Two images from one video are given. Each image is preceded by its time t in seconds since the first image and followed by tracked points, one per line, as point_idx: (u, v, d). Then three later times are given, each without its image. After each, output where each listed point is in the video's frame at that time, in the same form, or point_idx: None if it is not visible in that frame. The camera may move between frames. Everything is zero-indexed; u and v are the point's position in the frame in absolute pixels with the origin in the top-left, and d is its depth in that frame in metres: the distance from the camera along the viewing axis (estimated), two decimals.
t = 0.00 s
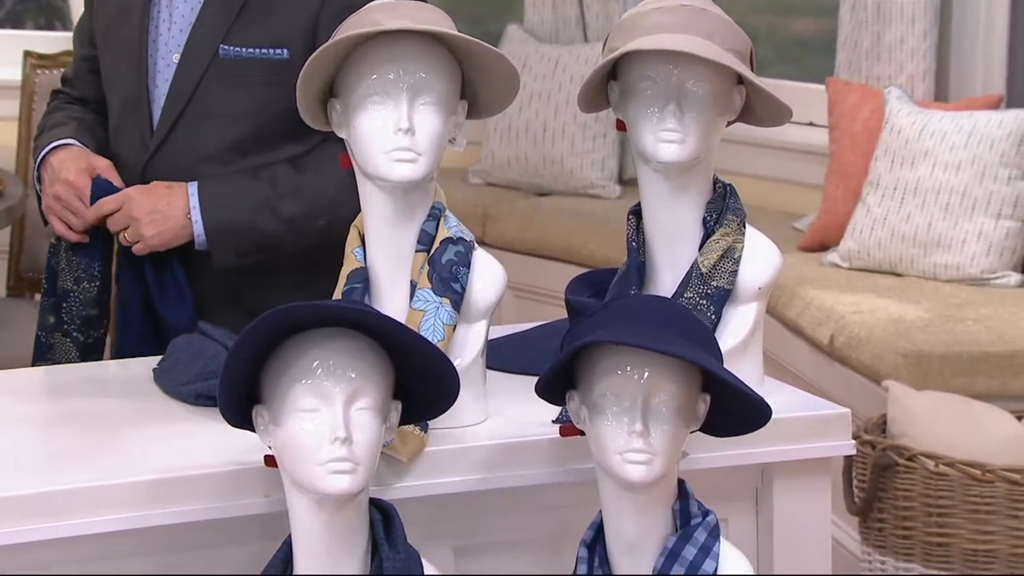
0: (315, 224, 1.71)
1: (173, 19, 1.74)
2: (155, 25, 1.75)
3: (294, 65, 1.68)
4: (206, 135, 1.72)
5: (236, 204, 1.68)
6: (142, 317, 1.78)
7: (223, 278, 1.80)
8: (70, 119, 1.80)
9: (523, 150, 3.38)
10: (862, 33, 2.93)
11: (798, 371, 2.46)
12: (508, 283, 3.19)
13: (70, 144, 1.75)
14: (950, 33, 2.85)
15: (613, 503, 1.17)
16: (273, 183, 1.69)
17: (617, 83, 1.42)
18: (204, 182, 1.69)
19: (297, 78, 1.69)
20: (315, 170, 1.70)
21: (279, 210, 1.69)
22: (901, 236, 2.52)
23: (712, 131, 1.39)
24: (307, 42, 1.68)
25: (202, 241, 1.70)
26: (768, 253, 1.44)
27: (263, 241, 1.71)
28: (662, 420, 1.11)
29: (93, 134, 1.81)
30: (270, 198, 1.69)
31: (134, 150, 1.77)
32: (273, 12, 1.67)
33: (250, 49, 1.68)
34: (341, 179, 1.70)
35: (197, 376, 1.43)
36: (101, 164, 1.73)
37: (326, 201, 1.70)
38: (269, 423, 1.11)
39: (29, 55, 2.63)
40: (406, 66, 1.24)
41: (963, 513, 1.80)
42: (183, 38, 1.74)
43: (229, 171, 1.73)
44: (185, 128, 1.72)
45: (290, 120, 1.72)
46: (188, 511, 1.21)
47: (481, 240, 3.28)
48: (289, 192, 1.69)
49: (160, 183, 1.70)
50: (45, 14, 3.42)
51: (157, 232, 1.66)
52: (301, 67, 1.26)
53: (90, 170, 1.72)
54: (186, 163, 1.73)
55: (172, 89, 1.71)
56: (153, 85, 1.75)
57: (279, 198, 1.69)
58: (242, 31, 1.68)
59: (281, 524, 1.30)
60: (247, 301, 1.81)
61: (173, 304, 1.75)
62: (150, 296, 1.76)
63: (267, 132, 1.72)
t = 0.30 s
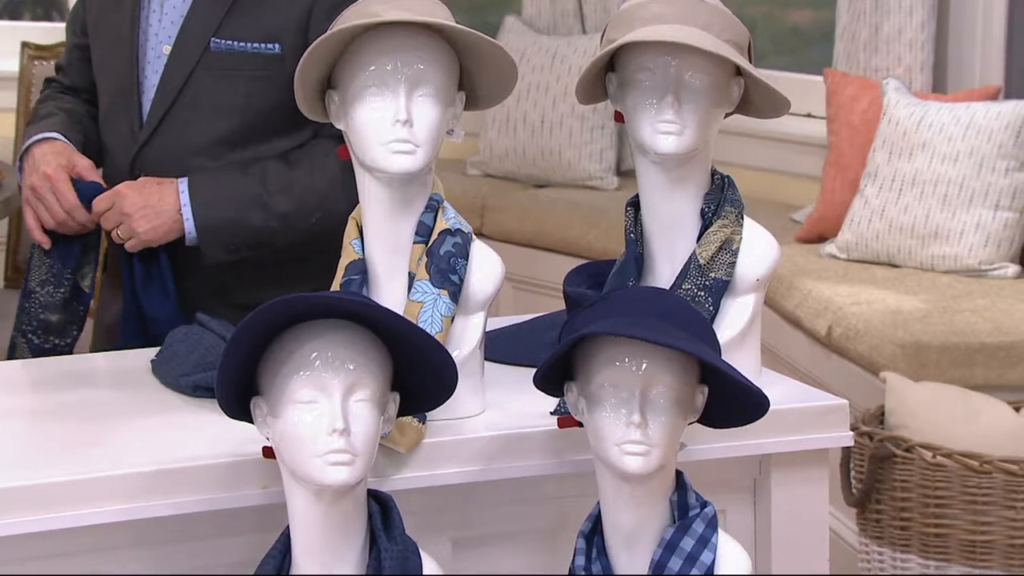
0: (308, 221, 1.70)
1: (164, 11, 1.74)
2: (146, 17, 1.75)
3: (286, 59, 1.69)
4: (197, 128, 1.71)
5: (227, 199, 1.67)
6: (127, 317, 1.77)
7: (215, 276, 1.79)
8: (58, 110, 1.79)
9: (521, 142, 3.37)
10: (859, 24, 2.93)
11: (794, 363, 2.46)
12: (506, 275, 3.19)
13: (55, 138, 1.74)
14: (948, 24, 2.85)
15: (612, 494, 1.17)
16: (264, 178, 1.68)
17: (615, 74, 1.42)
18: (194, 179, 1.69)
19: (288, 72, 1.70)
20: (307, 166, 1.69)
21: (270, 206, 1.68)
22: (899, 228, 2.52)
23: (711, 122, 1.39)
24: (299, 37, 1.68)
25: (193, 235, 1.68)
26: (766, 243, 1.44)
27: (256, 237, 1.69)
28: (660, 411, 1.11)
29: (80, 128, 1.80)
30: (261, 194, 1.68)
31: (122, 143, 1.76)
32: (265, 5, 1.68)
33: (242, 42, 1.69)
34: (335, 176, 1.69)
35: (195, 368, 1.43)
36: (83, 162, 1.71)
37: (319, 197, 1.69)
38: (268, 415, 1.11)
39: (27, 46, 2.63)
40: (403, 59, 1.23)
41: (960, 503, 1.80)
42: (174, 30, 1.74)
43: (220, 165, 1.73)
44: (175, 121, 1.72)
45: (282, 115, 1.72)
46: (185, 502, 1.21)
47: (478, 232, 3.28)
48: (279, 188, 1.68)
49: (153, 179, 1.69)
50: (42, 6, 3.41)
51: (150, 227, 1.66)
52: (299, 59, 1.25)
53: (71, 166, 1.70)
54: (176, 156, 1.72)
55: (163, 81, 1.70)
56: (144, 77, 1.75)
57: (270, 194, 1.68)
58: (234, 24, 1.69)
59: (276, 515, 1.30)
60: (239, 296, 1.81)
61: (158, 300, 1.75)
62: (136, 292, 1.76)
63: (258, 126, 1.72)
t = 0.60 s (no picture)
0: (280, 201, 1.70)
1: None
2: None
3: (253, 41, 1.69)
4: (160, 109, 1.70)
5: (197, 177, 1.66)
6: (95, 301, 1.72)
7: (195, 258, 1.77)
8: None
9: (520, 133, 3.37)
10: (859, 15, 2.93)
11: (793, 355, 2.46)
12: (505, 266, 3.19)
13: None
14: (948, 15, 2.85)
15: (611, 486, 1.17)
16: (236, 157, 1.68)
17: (615, 66, 1.41)
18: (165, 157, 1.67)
19: (254, 52, 1.70)
20: (279, 146, 1.69)
21: (242, 185, 1.67)
22: (899, 219, 2.52)
23: (710, 114, 1.38)
24: (267, 19, 1.69)
25: (167, 209, 1.67)
26: (765, 234, 1.44)
27: (228, 215, 1.69)
28: (659, 402, 1.11)
29: None
30: (232, 172, 1.67)
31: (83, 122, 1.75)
32: None
33: (209, 23, 1.69)
34: (308, 156, 1.69)
35: (195, 359, 1.43)
36: None
37: (291, 177, 1.69)
38: (267, 406, 1.11)
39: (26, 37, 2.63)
40: (403, 50, 1.23)
41: (959, 494, 1.80)
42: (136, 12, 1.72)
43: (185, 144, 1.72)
44: (138, 101, 1.71)
45: (248, 94, 1.73)
46: (185, 494, 1.21)
47: (478, 224, 3.29)
48: (251, 167, 1.68)
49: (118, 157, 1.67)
50: None
51: (124, 202, 1.63)
52: (298, 50, 1.25)
53: None
54: (139, 135, 1.71)
55: (127, 61, 1.70)
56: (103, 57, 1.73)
57: (242, 172, 1.67)
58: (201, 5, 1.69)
59: (276, 506, 1.30)
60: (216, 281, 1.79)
61: (127, 281, 1.72)
62: (104, 272, 1.72)
63: (224, 105, 1.72)
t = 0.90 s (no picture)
0: (228, 186, 1.78)
1: None
2: None
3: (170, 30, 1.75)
4: (86, 102, 1.72)
5: (157, 170, 1.71)
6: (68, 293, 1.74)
7: (131, 252, 1.81)
8: None
9: (520, 125, 3.37)
10: (859, 7, 2.93)
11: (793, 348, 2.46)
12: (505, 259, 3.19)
13: None
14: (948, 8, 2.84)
15: (612, 479, 1.17)
16: (187, 148, 1.74)
17: (615, 58, 1.41)
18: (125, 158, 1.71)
19: (173, 42, 1.76)
20: (222, 133, 1.76)
21: (198, 173, 1.74)
22: (899, 211, 2.51)
23: (710, 106, 1.38)
24: (182, 9, 1.76)
25: (133, 203, 1.70)
26: (765, 226, 1.44)
27: (188, 202, 1.75)
28: (659, 394, 1.11)
29: None
30: (188, 162, 1.74)
31: None
32: None
33: (128, 14, 1.72)
34: (248, 140, 1.77)
35: (196, 352, 1.43)
36: None
37: (237, 161, 1.77)
38: (267, 399, 1.11)
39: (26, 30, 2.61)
40: (402, 42, 1.23)
41: (958, 486, 1.80)
42: (43, 5, 1.71)
43: (115, 136, 1.75)
44: (61, 96, 1.71)
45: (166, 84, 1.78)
46: (186, 486, 1.21)
47: (477, 217, 3.28)
48: (204, 155, 1.75)
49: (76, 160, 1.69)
50: None
51: (98, 199, 1.66)
52: (298, 43, 1.25)
53: None
54: (66, 129, 1.72)
55: (48, 56, 1.70)
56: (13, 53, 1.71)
57: (197, 162, 1.74)
58: None
59: (276, 498, 1.30)
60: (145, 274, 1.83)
61: (97, 273, 1.71)
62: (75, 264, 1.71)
63: (145, 96, 1.76)
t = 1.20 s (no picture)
0: (196, 145, 1.86)
1: None
2: None
3: None
4: (57, 76, 1.75)
5: (142, 140, 1.77)
6: (43, 277, 1.75)
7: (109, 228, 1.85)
8: None
9: (520, 118, 3.36)
10: None
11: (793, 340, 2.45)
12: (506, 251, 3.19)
13: None
14: None
15: (611, 471, 1.17)
16: (161, 115, 1.80)
17: (615, 50, 1.41)
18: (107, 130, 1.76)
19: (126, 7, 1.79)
20: (187, 94, 1.83)
21: (175, 139, 1.81)
22: (899, 203, 2.51)
23: (710, 98, 1.38)
24: None
25: (129, 172, 1.76)
26: (764, 219, 1.44)
27: (168, 168, 1.81)
28: (659, 386, 1.11)
29: None
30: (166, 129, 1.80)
31: None
32: None
33: None
34: (207, 101, 1.86)
35: (196, 344, 1.43)
36: None
37: (201, 122, 1.85)
38: (267, 391, 1.11)
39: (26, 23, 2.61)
40: (402, 34, 1.23)
41: (958, 479, 1.80)
42: None
43: (86, 107, 1.79)
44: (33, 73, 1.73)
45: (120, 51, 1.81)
46: (186, 478, 1.21)
47: (477, 209, 3.28)
48: (175, 119, 1.82)
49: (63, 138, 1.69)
50: None
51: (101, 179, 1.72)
52: (298, 34, 1.25)
53: None
54: (42, 104, 1.75)
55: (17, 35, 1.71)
56: None
57: (172, 128, 1.81)
58: None
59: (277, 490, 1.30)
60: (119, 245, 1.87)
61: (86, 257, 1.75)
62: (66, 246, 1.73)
63: (104, 66, 1.80)
